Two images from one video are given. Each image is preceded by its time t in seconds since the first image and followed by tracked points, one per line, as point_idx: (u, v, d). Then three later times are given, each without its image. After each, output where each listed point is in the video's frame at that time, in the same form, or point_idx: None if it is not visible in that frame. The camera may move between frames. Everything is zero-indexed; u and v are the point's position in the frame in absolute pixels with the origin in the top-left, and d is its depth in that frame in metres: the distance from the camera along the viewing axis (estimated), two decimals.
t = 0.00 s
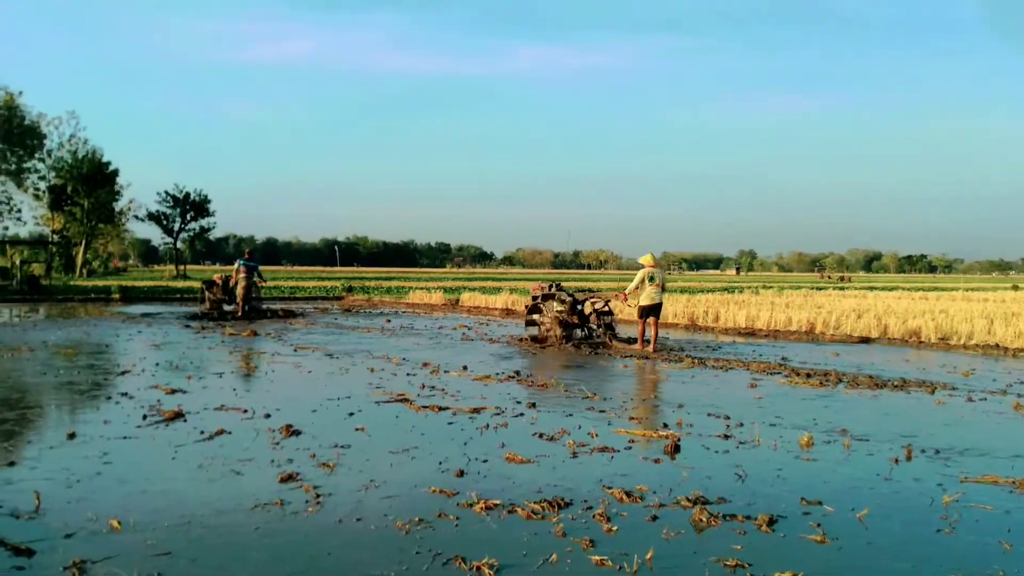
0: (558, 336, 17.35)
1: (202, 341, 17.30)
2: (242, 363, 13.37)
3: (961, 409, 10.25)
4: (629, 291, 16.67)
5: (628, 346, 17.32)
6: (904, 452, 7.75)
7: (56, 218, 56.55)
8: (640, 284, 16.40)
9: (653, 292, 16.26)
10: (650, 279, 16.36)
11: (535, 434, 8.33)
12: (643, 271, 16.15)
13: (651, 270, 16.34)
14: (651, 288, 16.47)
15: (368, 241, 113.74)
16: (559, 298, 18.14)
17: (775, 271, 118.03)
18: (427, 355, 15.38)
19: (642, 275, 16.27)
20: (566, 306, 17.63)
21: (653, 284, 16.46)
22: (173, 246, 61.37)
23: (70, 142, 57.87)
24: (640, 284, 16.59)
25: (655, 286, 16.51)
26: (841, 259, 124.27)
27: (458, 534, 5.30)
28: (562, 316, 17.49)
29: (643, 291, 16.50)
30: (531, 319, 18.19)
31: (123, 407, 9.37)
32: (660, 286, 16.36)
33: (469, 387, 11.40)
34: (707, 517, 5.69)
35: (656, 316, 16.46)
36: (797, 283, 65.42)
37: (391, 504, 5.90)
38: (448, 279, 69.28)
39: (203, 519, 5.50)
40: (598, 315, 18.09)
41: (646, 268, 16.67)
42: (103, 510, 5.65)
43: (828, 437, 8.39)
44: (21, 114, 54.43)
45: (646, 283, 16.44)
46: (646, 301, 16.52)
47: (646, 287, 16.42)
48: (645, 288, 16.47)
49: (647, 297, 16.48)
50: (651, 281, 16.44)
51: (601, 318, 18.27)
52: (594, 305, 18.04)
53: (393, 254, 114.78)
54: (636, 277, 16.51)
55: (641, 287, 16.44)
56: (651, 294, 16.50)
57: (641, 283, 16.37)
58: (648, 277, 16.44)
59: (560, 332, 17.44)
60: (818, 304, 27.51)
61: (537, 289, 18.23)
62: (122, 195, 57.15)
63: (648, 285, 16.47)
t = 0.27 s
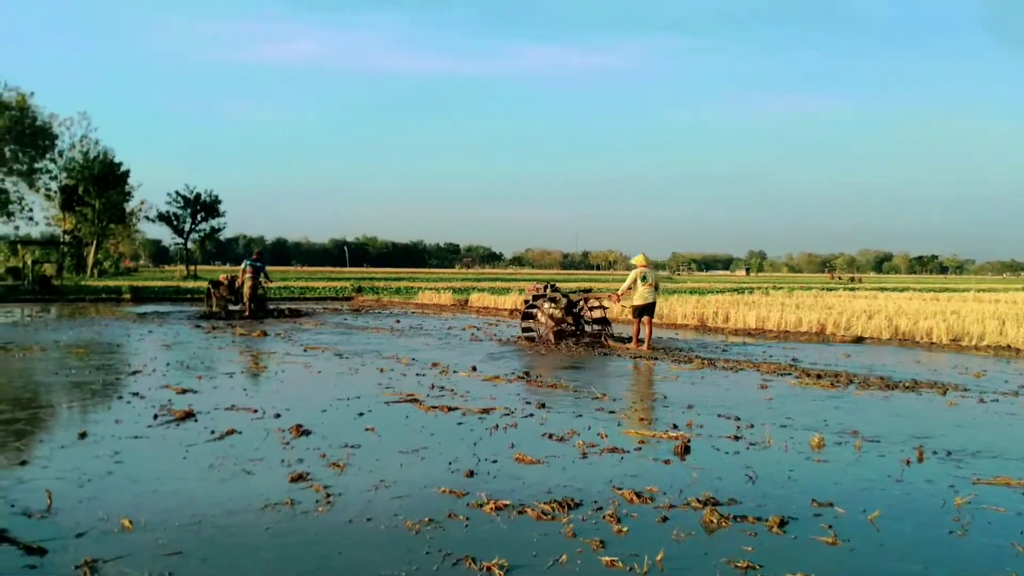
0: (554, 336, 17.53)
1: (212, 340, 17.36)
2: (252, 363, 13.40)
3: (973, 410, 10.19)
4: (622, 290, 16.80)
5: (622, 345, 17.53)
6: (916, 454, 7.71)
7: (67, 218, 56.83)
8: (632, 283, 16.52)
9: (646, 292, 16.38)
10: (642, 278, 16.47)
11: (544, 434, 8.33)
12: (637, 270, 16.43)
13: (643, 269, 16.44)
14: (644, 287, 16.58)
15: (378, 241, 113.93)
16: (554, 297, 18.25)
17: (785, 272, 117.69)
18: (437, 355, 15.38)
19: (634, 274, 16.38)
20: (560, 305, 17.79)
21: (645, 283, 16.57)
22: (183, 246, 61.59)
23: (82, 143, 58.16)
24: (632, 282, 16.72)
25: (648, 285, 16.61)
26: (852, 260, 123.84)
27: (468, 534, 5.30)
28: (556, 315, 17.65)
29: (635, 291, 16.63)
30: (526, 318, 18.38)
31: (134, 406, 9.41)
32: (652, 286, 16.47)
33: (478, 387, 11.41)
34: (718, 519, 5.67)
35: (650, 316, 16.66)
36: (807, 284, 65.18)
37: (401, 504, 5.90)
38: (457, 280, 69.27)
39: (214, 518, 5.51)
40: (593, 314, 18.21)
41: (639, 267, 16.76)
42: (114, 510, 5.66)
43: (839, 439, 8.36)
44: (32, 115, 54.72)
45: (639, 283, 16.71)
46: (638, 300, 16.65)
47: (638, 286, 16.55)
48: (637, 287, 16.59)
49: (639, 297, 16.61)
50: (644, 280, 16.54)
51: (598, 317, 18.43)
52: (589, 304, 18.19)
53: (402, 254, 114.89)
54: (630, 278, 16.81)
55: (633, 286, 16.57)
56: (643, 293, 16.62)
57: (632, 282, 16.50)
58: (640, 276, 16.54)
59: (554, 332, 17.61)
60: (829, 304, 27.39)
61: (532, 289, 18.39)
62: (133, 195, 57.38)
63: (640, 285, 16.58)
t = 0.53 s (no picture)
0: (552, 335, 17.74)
1: (223, 340, 17.42)
2: (263, 363, 13.44)
3: (985, 411, 10.14)
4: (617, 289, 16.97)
5: (618, 343, 17.70)
6: (927, 454, 7.68)
7: (79, 217, 57.14)
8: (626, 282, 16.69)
9: (640, 292, 16.53)
10: (636, 277, 16.63)
11: (554, 434, 8.32)
12: (630, 269, 16.70)
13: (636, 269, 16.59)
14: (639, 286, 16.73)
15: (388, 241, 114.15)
16: (551, 297, 18.35)
17: (795, 271, 117.38)
18: (447, 355, 15.40)
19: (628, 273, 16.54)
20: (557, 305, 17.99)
21: (639, 282, 16.72)
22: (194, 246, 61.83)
23: (93, 143, 58.46)
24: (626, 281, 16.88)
25: (643, 284, 16.76)
26: (863, 260, 123.40)
27: (478, 534, 5.30)
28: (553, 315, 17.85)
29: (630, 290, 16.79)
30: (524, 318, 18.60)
31: (145, 405, 9.44)
32: (646, 285, 16.62)
33: (488, 387, 11.42)
34: (729, 519, 5.65)
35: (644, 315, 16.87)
36: (818, 284, 64.96)
37: (411, 504, 5.91)
38: (466, 280, 69.14)
39: (225, 517, 5.53)
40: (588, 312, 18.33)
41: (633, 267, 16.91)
42: (126, 508, 5.69)
43: (850, 439, 8.33)
44: (43, 114, 55.08)
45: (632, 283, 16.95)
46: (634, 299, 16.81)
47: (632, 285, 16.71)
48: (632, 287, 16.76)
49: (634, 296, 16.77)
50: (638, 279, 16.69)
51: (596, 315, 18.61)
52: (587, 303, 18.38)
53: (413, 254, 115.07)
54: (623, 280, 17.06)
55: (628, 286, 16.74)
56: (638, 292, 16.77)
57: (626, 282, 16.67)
58: (634, 275, 16.70)
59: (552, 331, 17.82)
60: (840, 305, 27.28)
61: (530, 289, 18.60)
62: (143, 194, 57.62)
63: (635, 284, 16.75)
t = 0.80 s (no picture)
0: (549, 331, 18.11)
1: (234, 339, 17.48)
2: (274, 361, 13.48)
3: (998, 410, 10.09)
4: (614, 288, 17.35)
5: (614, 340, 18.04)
6: (940, 454, 7.64)
7: (92, 217, 57.46)
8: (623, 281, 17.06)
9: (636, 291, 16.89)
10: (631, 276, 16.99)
11: (565, 433, 8.31)
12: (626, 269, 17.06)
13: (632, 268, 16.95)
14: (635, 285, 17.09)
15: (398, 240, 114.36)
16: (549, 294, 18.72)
17: (806, 270, 117.02)
18: (458, 354, 15.41)
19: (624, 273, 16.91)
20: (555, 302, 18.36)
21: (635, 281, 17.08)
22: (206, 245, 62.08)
23: (105, 143, 58.76)
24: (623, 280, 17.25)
25: (638, 283, 17.12)
26: (874, 259, 122.91)
27: (489, 533, 5.30)
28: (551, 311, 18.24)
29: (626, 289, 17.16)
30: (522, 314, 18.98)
31: (157, 404, 9.48)
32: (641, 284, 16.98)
33: (498, 386, 11.43)
34: (740, 519, 5.63)
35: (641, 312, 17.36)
36: (830, 283, 64.72)
37: (422, 502, 5.91)
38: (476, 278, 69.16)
39: (237, 515, 5.54)
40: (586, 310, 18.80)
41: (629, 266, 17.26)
42: (138, 506, 5.71)
43: (862, 439, 8.30)
44: (56, 114, 55.46)
45: (629, 282, 17.46)
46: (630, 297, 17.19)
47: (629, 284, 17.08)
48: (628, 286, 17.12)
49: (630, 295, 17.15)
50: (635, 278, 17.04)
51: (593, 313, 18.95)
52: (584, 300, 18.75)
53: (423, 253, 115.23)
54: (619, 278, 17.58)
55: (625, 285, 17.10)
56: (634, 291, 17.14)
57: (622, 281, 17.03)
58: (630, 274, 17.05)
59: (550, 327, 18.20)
60: (851, 304, 27.18)
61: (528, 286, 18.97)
62: (155, 193, 57.91)
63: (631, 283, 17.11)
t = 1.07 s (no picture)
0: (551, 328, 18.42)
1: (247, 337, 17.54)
2: (287, 359, 13.52)
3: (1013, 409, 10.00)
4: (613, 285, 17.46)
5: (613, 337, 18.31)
6: (955, 453, 7.58)
7: (105, 216, 57.84)
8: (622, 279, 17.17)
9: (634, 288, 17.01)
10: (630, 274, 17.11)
11: (578, 432, 8.30)
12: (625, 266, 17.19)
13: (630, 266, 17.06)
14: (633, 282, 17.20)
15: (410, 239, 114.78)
16: (549, 292, 19.00)
17: (819, 269, 116.63)
18: (470, 352, 15.41)
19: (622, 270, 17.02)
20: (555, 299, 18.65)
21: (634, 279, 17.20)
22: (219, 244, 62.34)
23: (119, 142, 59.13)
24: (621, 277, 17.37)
25: (637, 280, 17.24)
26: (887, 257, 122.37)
27: (501, 531, 5.29)
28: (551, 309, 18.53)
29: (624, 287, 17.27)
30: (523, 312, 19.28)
31: (171, 401, 9.52)
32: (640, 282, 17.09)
33: (510, 384, 11.42)
34: (754, 518, 5.61)
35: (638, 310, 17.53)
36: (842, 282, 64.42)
37: (435, 500, 5.91)
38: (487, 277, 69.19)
39: (250, 512, 5.55)
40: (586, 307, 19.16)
41: (628, 264, 17.39)
42: (152, 503, 5.73)
43: (876, 438, 8.24)
44: (70, 113, 55.83)
45: (628, 280, 17.56)
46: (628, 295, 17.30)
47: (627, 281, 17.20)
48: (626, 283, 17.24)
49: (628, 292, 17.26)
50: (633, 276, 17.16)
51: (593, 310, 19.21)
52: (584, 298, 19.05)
53: (434, 252, 115.42)
54: (616, 276, 17.71)
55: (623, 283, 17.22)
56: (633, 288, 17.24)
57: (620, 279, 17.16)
58: (629, 272, 17.18)
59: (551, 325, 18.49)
60: (864, 302, 27.03)
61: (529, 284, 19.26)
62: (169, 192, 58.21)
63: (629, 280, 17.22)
